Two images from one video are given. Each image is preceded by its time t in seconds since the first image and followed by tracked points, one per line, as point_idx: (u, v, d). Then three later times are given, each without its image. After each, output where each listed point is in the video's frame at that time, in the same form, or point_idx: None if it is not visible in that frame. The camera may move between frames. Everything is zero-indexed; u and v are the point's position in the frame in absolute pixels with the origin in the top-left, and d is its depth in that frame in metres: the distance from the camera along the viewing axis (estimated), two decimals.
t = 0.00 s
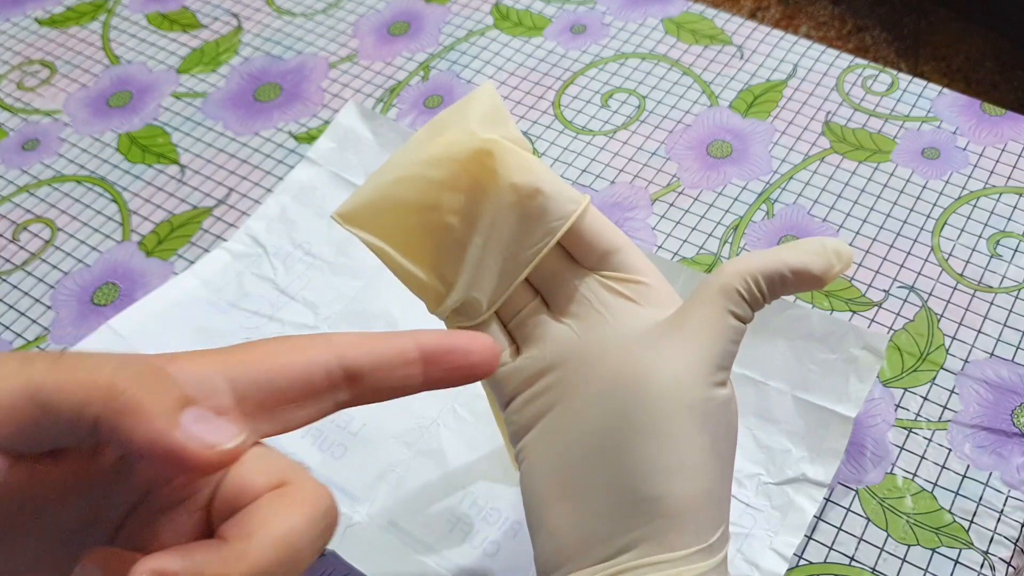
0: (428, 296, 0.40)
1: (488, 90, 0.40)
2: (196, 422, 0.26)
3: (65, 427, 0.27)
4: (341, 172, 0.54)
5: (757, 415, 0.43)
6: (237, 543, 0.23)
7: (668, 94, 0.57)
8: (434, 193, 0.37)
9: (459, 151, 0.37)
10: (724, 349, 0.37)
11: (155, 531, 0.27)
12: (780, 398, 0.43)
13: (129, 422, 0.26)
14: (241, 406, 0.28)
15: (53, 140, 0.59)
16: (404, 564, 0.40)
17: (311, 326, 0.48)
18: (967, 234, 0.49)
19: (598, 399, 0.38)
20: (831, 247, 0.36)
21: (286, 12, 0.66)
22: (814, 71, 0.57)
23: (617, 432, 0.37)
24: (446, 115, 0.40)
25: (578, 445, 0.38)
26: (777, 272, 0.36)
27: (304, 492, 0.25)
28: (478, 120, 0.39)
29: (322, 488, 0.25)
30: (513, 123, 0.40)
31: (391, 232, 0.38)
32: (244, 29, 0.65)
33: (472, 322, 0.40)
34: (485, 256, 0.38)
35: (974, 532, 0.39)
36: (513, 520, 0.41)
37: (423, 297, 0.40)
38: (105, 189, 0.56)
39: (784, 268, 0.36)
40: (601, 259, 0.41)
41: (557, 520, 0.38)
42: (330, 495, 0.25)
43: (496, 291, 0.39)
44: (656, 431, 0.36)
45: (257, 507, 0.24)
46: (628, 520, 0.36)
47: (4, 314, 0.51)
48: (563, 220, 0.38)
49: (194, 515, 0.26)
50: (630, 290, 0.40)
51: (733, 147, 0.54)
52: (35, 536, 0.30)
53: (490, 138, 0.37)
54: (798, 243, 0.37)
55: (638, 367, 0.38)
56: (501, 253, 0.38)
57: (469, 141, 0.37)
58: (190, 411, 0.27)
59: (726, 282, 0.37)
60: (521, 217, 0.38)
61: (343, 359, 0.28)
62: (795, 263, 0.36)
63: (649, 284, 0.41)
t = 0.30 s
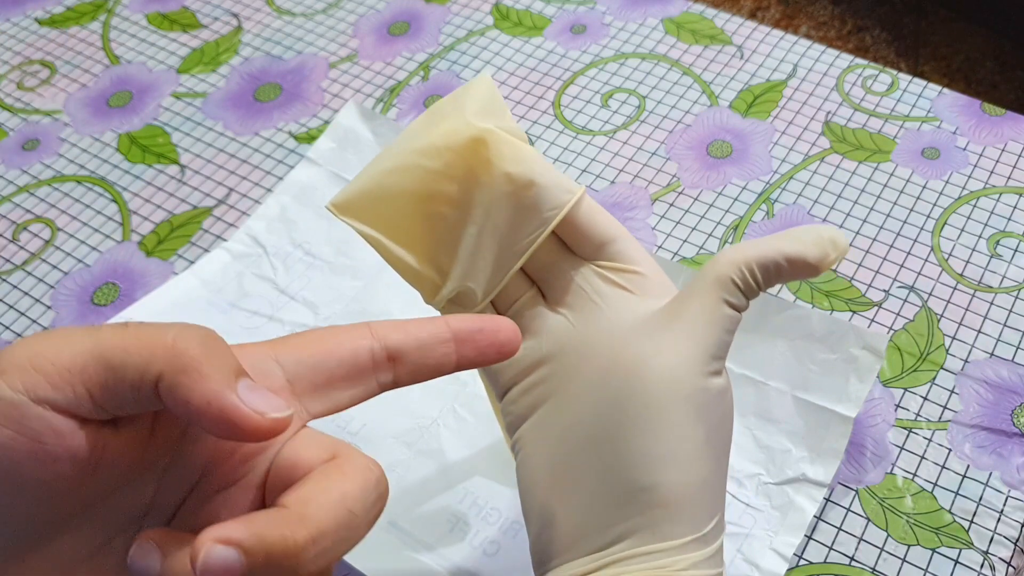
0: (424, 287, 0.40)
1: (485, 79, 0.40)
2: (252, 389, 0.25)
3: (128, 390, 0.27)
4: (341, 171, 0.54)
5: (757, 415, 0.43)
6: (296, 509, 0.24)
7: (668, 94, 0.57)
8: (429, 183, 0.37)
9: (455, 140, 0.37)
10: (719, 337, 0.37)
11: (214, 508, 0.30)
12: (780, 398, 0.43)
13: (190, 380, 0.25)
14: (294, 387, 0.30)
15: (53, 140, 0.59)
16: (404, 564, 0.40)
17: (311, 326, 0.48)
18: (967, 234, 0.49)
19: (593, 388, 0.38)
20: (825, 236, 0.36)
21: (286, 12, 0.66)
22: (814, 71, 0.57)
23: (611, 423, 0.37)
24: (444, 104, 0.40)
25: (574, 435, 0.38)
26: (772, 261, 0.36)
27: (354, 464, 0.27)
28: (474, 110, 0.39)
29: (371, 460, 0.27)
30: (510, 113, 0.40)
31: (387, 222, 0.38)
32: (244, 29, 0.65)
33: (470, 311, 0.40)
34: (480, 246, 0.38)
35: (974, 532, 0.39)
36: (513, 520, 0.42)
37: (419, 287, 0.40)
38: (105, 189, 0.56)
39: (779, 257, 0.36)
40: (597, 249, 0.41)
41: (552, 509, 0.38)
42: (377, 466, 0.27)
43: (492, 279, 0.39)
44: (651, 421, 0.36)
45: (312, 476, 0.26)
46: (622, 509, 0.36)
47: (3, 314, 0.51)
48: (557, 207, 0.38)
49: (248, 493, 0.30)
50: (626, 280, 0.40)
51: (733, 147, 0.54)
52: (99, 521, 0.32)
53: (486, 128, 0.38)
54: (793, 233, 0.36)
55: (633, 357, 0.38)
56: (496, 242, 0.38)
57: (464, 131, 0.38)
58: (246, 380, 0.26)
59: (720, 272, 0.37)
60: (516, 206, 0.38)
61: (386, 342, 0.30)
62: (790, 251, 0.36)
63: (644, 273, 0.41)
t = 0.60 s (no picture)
0: (430, 285, 0.40)
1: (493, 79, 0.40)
2: (267, 389, 0.25)
3: (145, 386, 0.28)
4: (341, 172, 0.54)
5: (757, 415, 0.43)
6: (321, 504, 0.26)
7: (668, 94, 0.57)
8: (435, 182, 0.38)
9: (461, 140, 0.38)
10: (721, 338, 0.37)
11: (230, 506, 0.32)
12: (780, 398, 0.43)
13: (204, 378, 0.25)
14: (309, 388, 0.31)
15: (52, 140, 0.59)
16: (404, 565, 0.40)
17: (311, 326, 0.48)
18: (967, 234, 0.49)
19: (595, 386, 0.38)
20: (827, 238, 0.35)
21: (286, 12, 0.66)
22: (814, 71, 0.57)
23: (610, 420, 0.37)
24: (451, 105, 0.40)
25: (574, 432, 0.38)
26: (773, 263, 0.36)
27: (372, 463, 0.28)
28: (480, 110, 0.39)
29: (388, 459, 0.29)
30: (516, 114, 0.40)
31: (392, 220, 0.39)
32: (244, 29, 0.65)
33: (474, 310, 0.40)
34: (486, 245, 0.38)
35: (974, 532, 0.39)
36: (513, 520, 0.42)
37: (425, 284, 0.40)
38: (105, 189, 0.56)
39: (780, 259, 0.36)
40: (601, 249, 0.41)
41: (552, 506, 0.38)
42: (395, 465, 0.28)
43: (497, 279, 0.39)
44: (649, 419, 0.36)
45: (333, 473, 0.28)
46: (621, 506, 0.36)
47: (3, 314, 0.51)
48: (562, 209, 0.38)
49: (265, 493, 0.32)
50: (629, 281, 0.41)
51: (733, 147, 0.54)
52: (117, 519, 0.33)
53: (492, 127, 0.38)
54: (796, 234, 0.36)
55: (634, 355, 0.38)
56: (502, 241, 0.38)
57: (471, 130, 0.38)
58: (260, 380, 0.26)
59: (720, 274, 0.37)
60: (521, 207, 0.38)
61: (399, 344, 0.31)
62: (791, 254, 0.36)
63: (648, 274, 0.41)
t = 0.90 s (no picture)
0: (429, 283, 0.40)
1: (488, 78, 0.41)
2: (278, 393, 0.26)
3: (157, 388, 0.28)
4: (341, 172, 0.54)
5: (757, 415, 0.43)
6: (340, 503, 0.26)
7: (668, 94, 0.57)
8: (431, 181, 0.38)
9: (457, 139, 0.38)
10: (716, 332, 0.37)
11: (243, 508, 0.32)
12: (780, 398, 0.43)
13: (216, 382, 0.26)
14: (322, 390, 0.32)
15: (52, 140, 0.59)
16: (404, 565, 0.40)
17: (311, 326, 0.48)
18: (967, 234, 0.49)
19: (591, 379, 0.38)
20: (820, 230, 0.36)
21: (286, 12, 0.66)
22: (814, 71, 0.57)
23: (606, 413, 0.37)
24: (447, 105, 0.40)
25: (571, 426, 0.38)
26: (765, 254, 0.36)
27: (387, 463, 0.28)
28: (475, 109, 0.39)
29: (403, 460, 0.29)
30: (512, 112, 0.40)
31: (390, 220, 0.39)
32: (244, 29, 0.65)
33: (471, 306, 0.40)
34: (483, 241, 0.38)
35: (974, 532, 0.39)
36: (513, 520, 0.42)
37: (425, 283, 0.40)
38: (105, 189, 0.56)
39: (772, 250, 0.36)
40: (598, 244, 0.41)
41: (549, 498, 0.39)
42: (410, 464, 0.28)
43: (494, 275, 0.39)
44: (645, 411, 0.36)
45: (347, 474, 0.28)
46: (617, 498, 0.37)
47: (4, 314, 0.51)
48: (557, 204, 0.38)
49: (278, 493, 0.32)
50: (625, 275, 0.40)
51: (732, 146, 0.54)
52: (128, 518, 0.33)
53: (488, 127, 0.38)
54: (788, 226, 0.37)
55: (631, 349, 0.38)
56: (499, 238, 0.38)
57: (466, 129, 0.38)
58: (272, 384, 0.26)
59: (714, 266, 0.37)
60: (516, 203, 0.38)
61: (407, 347, 0.32)
62: (783, 244, 0.36)
63: (644, 268, 0.41)
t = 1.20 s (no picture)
0: (434, 278, 0.40)
1: (492, 72, 0.41)
2: (287, 400, 0.26)
3: (167, 395, 0.28)
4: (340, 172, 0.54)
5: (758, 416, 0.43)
6: (354, 504, 0.27)
7: (668, 94, 0.57)
8: (435, 175, 0.38)
9: (461, 132, 0.38)
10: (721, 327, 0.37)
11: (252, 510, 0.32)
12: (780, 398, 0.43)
13: (227, 388, 0.26)
14: (329, 392, 0.32)
15: (52, 140, 0.59)
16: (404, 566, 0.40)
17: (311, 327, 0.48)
18: (967, 234, 0.49)
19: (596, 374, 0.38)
20: (826, 224, 0.36)
21: (286, 12, 0.66)
22: (814, 71, 0.57)
23: (611, 409, 0.37)
24: (451, 100, 0.40)
25: (576, 421, 0.38)
26: (770, 250, 0.36)
27: (397, 464, 0.29)
28: (479, 102, 0.39)
29: (412, 462, 0.29)
30: (516, 106, 0.40)
31: (395, 214, 0.39)
32: (244, 29, 0.65)
33: (476, 302, 0.41)
34: (488, 236, 0.38)
35: (974, 532, 0.39)
36: (513, 520, 0.42)
37: (431, 279, 0.40)
38: (105, 189, 0.56)
39: (778, 245, 0.36)
40: (602, 239, 0.41)
41: (554, 494, 0.39)
42: (420, 466, 0.29)
43: (499, 270, 0.39)
44: (650, 406, 0.36)
45: (359, 477, 0.29)
46: (622, 493, 0.37)
47: (4, 314, 0.51)
48: (562, 200, 0.38)
49: (288, 494, 0.32)
50: (631, 271, 0.40)
51: (732, 146, 0.54)
52: (137, 519, 0.33)
53: (491, 119, 0.38)
54: (794, 221, 0.36)
55: (635, 345, 0.38)
56: (504, 234, 0.38)
57: (470, 123, 0.38)
58: (280, 391, 0.26)
59: (719, 261, 0.37)
60: (521, 198, 0.38)
61: (411, 350, 0.32)
62: (789, 239, 0.36)
63: (649, 263, 0.41)
